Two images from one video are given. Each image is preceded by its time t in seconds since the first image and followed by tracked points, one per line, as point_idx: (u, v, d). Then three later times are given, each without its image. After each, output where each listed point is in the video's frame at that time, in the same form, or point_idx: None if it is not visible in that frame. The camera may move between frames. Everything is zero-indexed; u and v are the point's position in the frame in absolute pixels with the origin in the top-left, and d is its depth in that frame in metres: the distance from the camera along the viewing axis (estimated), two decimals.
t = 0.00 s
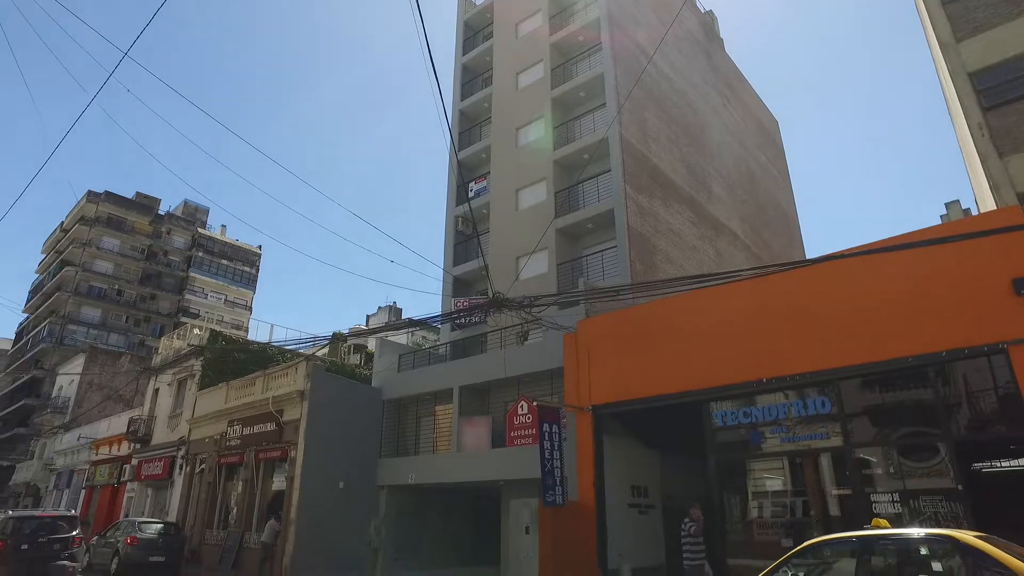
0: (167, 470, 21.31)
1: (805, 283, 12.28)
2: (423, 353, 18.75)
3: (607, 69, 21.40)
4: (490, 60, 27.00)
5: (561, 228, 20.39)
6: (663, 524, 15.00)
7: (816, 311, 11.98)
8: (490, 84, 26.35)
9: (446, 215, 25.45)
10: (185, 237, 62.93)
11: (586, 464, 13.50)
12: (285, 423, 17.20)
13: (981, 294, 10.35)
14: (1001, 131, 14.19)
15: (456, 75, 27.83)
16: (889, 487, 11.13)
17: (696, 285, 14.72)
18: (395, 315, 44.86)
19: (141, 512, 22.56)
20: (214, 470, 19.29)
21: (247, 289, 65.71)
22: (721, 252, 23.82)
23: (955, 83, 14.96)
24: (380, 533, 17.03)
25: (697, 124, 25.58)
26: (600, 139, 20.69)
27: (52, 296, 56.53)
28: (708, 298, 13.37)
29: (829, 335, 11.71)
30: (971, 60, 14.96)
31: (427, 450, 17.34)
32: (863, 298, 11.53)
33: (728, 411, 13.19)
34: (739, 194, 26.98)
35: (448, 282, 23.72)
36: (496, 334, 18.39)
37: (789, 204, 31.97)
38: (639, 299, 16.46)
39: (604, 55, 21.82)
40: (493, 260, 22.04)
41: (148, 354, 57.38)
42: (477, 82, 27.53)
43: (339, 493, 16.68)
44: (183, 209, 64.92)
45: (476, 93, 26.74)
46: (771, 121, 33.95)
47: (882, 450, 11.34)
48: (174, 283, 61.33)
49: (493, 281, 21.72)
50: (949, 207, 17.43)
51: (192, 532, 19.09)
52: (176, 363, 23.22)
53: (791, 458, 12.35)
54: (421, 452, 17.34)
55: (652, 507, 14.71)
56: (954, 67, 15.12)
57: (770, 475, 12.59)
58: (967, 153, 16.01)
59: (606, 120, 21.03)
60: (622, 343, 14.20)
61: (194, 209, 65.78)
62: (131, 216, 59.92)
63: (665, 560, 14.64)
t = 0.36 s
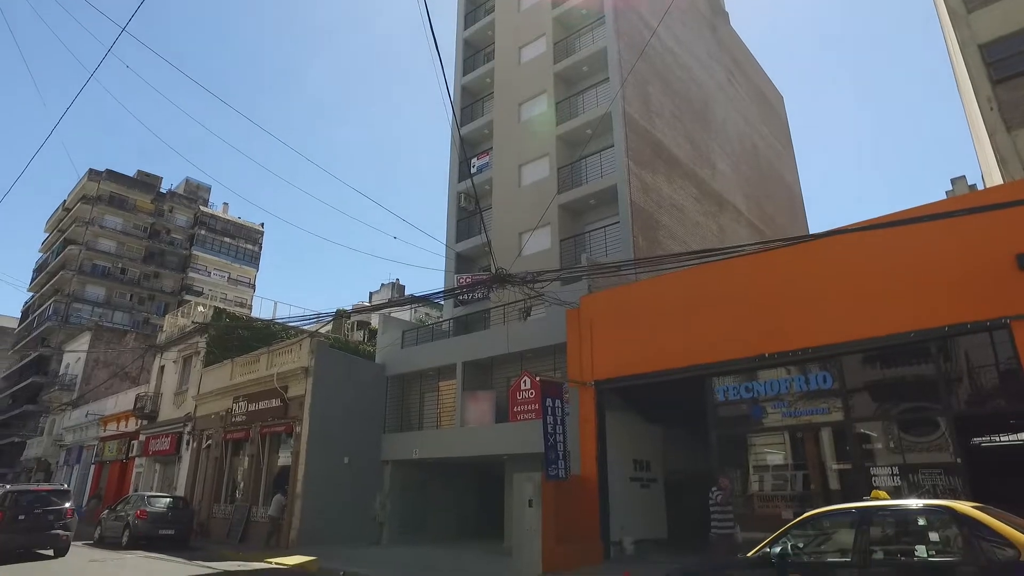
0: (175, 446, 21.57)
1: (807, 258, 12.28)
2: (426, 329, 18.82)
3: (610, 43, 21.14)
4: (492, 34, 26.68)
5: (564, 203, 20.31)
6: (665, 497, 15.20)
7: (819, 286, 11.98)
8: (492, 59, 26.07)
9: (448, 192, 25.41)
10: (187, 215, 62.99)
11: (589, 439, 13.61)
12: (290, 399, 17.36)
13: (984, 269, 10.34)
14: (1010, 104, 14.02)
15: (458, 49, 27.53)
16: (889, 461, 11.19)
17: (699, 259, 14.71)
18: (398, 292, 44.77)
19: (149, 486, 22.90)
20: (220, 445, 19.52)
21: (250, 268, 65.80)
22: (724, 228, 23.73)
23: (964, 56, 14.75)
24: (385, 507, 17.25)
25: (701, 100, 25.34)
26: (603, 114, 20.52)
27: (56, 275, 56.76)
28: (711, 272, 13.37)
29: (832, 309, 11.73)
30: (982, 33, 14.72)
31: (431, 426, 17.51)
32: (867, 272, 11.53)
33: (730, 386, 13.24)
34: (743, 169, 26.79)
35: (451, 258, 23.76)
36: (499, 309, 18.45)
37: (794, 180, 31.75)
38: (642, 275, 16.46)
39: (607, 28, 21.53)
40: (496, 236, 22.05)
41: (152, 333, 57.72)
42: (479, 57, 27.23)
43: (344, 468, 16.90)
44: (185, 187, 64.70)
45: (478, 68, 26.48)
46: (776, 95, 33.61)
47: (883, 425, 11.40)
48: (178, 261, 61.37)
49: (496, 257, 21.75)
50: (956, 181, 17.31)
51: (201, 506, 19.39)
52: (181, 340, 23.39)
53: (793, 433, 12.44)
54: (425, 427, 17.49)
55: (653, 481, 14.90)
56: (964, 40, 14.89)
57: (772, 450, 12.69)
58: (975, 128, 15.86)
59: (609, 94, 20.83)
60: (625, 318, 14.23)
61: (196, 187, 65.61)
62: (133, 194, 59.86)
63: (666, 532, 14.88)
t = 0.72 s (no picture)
0: (181, 424, 21.79)
1: (811, 234, 12.25)
2: (430, 306, 18.85)
3: (613, 18, 20.84)
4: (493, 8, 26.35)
5: (567, 180, 20.23)
6: (667, 472, 15.36)
7: (822, 263, 11.97)
8: (494, 34, 25.77)
9: (451, 169, 25.35)
10: (189, 194, 62.73)
11: (592, 415, 13.70)
12: (294, 376, 17.49)
13: (989, 245, 10.30)
14: (1019, 78, 13.83)
15: (460, 25, 27.21)
16: (890, 436, 11.26)
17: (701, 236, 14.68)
18: (402, 270, 44.71)
19: (157, 463, 23.20)
20: (226, 423, 19.71)
21: (254, 247, 64.92)
22: (727, 205, 23.62)
23: (974, 28, 14.51)
24: (390, 482, 17.40)
25: (705, 75, 25.06)
26: (606, 90, 20.32)
27: (60, 255, 56.94)
28: (713, 250, 13.36)
29: (834, 287, 11.74)
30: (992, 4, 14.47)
31: (434, 402, 17.65)
32: (870, 249, 11.51)
33: (733, 362, 13.29)
34: (747, 146, 26.59)
35: (453, 236, 23.78)
36: (502, 287, 18.50)
37: (798, 156, 31.50)
38: (645, 251, 16.44)
39: (611, 1, 21.21)
40: (498, 213, 22.06)
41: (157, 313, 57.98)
42: (481, 32, 26.91)
43: (349, 444, 17.09)
44: (186, 166, 64.48)
45: (480, 43, 26.19)
46: (781, 70, 33.23)
47: (885, 401, 11.42)
48: (181, 240, 61.32)
49: (499, 234, 21.79)
50: (963, 157, 17.18)
51: (208, 482, 19.66)
52: (185, 319, 23.51)
53: (794, 408, 12.50)
54: (429, 403, 17.57)
55: (656, 456, 14.99)
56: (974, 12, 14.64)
57: (773, 426, 12.78)
58: (983, 102, 15.68)
59: (612, 70, 20.61)
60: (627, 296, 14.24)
61: (197, 166, 65.36)
62: (135, 174, 59.70)
63: (668, 507, 15.01)
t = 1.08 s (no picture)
0: (188, 403, 22.00)
1: (817, 212, 12.18)
2: (434, 285, 18.86)
3: None
4: None
5: (571, 158, 20.12)
6: (671, 449, 15.46)
7: (828, 241, 11.92)
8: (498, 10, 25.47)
9: (454, 148, 25.27)
10: (192, 174, 62.68)
11: (596, 392, 13.79)
12: (299, 355, 17.58)
13: (996, 222, 10.21)
14: None
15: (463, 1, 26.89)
16: (891, 414, 11.29)
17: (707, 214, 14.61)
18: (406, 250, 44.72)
19: (166, 441, 23.46)
20: (233, 401, 19.88)
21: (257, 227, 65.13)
22: (732, 183, 23.46)
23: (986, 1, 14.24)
24: (395, 459, 17.62)
25: (710, 52, 24.76)
26: (610, 67, 20.10)
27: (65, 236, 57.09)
28: (719, 228, 13.31)
29: (840, 264, 11.70)
30: None
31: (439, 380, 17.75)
32: (877, 226, 11.44)
33: (737, 340, 13.30)
34: (752, 124, 26.35)
35: (457, 214, 23.78)
36: (506, 265, 18.50)
37: (804, 135, 31.22)
38: (650, 229, 16.39)
39: None
40: (502, 191, 22.01)
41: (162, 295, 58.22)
42: (484, 8, 26.58)
43: (354, 422, 17.24)
44: (189, 147, 64.31)
45: (483, 20, 25.90)
46: (788, 47, 32.80)
47: (888, 378, 11.43)
48: (184, 220, 61.33)
49: (503, 212, 21.77)
50: (972, 134, 16.99)
51: (216, 460, 19.89)
52: (191, 298, 23.62)
53: (798, 386, 12.54)
54: (434, 381, 17.70)
55: (659, 434, 15.08)
56: None
57: (777, 404, 12.82)
58: (994, 77, 15.44)
59: (617, 46, 20.37)
60: (632, 274, 14.22)
61: (200, 146, 65.13)
62: (138, 155, 59.58)
63: (672, 483, 15.14)
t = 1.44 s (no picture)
0: (199, 384, 22.25)
1: (827, 191, 12.07)
2: (441, 266, 18.89)
3: None
4: None
5: (578, 137, 19.99)
6: (678, 429, 15.56)
7: (837, 220, 11.82)
8: None
9: (461, 128, 25.15)
10: (198, 157, 62.64)
11: (604, 372, 13.84)
12: (308, 336, 17.69)
13: (1007, 200, 10.06)
14: None
15: None
16: (899, 394, 11.33)
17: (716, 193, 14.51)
18: (412, 231, 44.62)
19: (178, 421, 23.77)
20: (243, 382, 20.10)
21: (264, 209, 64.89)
22: (740, 162, 23.26)
23: None
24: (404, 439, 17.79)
25: (719, 29, 24.42)
26: (617, 45, 19.87)
27: (74, 220, 57.41)
28: (727, 207, 13.23)
29: (849, 244, 11.62)
30: None
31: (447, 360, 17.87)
32: (886, 205, 11.32)
33: (744, 321, 13.29)
34: (761, 102, 26.06)
35: (464, 195, 23.81)
36: (513, 246, 18.49)
37: (813, 113, 30.85)
38: (658, 209, 16.32)
39: None
40: (510, 172, 21.96)
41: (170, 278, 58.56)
42: None
43: (363, 403, 17.39)
44: (195, 130, 64.23)
45: None
46: (798, 24, 32.29)
47: (897, 358, 11.44)
48: (192, 203, 61.46)
49: (511, 192, 21.73)
50: (985, 111, 16.75)
51: (227, 440, 20.15)
52: (200, 281, 23.77)
53: (805, 365, 12.55)
54: (442, 362, 17.81)
55: (666, 414, 15.16)
56: None
57: (784, 383, 12.84)
58: (1010, 52, 15.17)
59: (624, 24, 20.12)
60: (639, 254, 14.18)
61: (206, 128, 65.01)
62: (144, 138, 59.57)
63: (679, 463, 15.27)
